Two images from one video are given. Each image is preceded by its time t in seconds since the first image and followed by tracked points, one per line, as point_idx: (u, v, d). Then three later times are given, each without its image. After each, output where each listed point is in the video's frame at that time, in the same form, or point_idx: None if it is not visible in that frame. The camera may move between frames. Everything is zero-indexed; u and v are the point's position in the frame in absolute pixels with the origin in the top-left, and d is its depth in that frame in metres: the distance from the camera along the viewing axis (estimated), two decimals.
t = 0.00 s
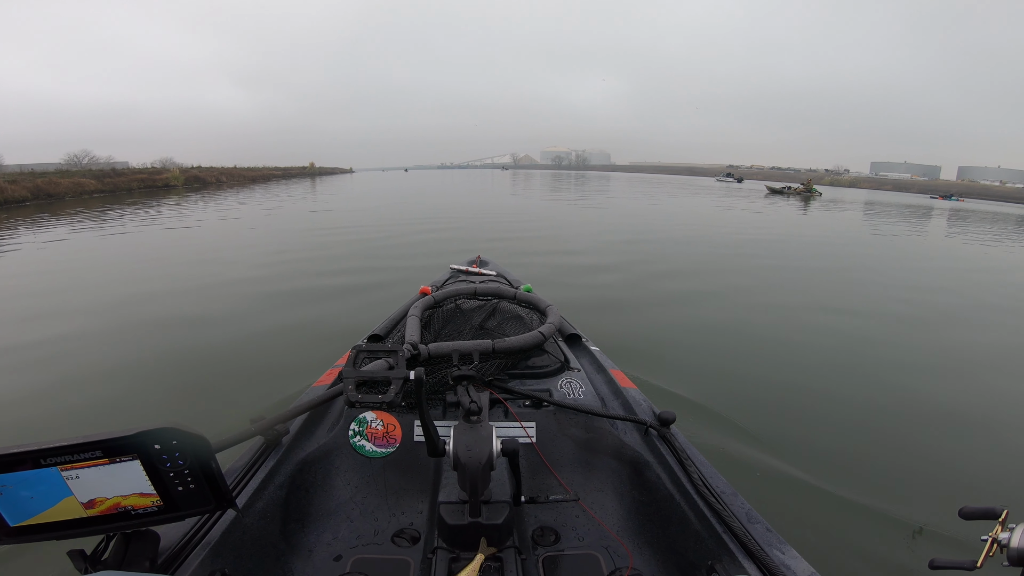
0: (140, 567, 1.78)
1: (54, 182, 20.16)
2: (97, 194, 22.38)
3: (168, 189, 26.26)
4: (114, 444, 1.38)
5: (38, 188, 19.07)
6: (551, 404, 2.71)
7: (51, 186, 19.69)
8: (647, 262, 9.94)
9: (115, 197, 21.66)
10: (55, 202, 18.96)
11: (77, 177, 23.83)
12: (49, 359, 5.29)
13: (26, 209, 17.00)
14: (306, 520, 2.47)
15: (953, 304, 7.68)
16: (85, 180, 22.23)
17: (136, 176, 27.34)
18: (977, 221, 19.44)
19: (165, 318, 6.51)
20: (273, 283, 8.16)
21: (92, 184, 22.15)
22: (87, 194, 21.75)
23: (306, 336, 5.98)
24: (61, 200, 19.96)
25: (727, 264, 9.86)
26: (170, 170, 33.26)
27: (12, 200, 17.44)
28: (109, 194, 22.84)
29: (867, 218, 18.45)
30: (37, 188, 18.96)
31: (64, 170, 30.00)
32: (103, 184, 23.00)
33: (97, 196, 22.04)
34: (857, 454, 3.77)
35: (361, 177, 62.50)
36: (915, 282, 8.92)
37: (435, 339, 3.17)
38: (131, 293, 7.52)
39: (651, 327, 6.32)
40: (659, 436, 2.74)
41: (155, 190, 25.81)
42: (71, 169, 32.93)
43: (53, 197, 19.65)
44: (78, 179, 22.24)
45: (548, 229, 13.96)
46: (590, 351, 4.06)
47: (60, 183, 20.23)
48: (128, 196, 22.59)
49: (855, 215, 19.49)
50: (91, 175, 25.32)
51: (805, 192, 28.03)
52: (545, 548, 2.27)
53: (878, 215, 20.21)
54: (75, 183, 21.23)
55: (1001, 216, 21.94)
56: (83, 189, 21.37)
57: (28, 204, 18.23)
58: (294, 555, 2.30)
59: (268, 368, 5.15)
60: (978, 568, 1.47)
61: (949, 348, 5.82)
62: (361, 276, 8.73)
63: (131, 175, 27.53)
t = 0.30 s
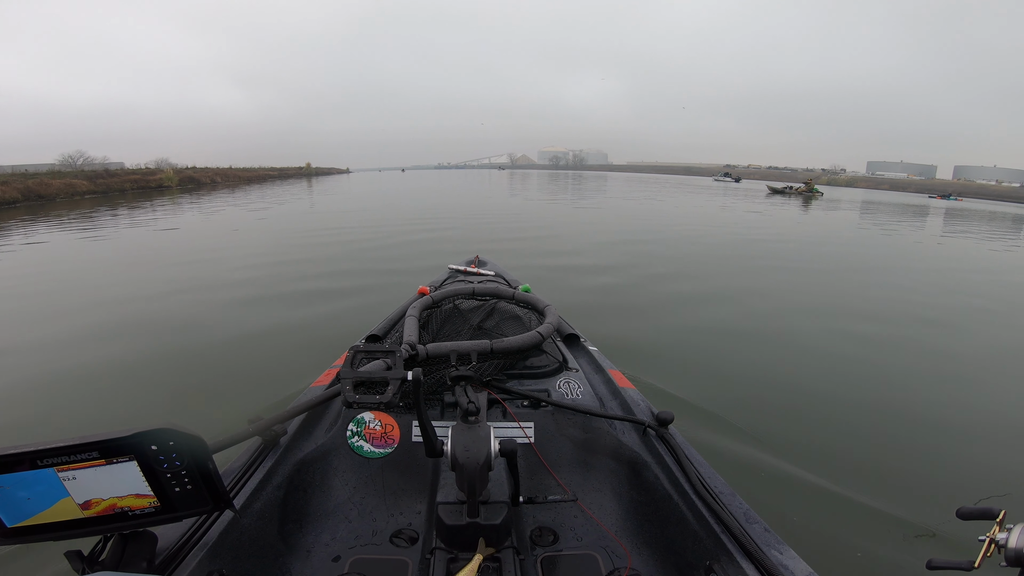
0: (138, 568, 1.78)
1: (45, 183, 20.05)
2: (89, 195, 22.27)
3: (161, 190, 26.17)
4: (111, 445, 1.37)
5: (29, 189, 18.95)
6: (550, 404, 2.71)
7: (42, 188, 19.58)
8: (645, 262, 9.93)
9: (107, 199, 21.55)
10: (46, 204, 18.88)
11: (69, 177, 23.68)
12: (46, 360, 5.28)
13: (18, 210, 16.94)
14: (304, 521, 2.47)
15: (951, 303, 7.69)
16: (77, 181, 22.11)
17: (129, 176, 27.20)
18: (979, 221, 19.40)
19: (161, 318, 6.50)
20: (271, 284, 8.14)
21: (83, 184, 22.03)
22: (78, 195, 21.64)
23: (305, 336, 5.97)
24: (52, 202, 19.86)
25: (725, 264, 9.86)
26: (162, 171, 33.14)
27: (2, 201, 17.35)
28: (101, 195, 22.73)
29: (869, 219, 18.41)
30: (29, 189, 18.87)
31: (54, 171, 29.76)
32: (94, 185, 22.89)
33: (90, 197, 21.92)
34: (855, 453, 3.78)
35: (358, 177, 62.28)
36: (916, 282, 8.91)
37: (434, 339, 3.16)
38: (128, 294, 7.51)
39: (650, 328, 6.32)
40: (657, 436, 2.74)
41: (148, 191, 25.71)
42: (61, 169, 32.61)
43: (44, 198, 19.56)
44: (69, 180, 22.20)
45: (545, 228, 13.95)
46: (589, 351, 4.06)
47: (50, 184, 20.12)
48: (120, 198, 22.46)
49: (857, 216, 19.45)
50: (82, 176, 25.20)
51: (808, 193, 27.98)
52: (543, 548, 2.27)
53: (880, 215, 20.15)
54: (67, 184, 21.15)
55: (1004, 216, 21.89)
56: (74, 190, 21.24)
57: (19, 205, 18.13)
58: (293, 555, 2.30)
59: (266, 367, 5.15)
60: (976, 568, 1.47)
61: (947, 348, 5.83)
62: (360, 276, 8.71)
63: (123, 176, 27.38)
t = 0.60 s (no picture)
0: (139, 569, 1.78)
1: (38, 184, 19.94)
2: (82, 196, 22.17)
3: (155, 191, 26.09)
4: (111, 445, 1.37)
5: (21, 189, 18.83)
6: (550, 404, 2.71)
7: (34, 189, 19.49)
8: (643, 262, 9.93)
9: (101, 199, 21.45)
10: (39, 205, 18.80)
11: (63, 178, 23.56)
12: (44, 361, 5.27)
13: (11, 211, 16.84)
14: (305, 521, 2.46)
15: (950, 303, 7.68)
16: (70, 182, 22.01)
17: (123, 176, 27.08)
18: (982, 220, 19.34)
19: (159, 319, 6.48)
20: (270, 284, 8.12)
21: (76, 185, 21.93)
22: (71, 195, 21.54)
23: (304, 337, 5.96)
24: (44, 203, 19.75)
25: (724, 263, 9.85)
26: (157, 171, 33.04)
27: None
28: (94, 196, 22.62)
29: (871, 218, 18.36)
30: (21, 190, 18.77)
31: (40, 171, 29.46)
32: (88, 185, 22.78)
33: (83, 198, 21.84)
34: (855, 452, 3.78)
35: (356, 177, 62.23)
36: (918, 282, 8.90)
37: (434, 339, 3.16)
38: (126, 295, 7.50)
39: (650, 327, 6.32)
40: (658, 435, 2.75)
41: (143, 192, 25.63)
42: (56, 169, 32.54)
43: (36, 199, 19.45)
44: (63, 180, 22.12)
45: (544, 228, 13.92)
46: (589, 351, 4.06)
47: (42, 185, 20.01)
48: (115, 198, 22.37)
49: (859, 215, 19.39)
50: (75, 176, 25.13)
51: (810, 193, 27.89)
52: (544, 547, 2.27)
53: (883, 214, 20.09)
54: (59, 184, 21.04)
55: (1007, 216, 21.82)
56: (67, 191, 21.14)
57: (11, 207, 18.03)
58: (294, 556, 2.30)
59: (266, 368, 5.14)
60: (978, 566, 1.47)
61: (946, 347, 5.83)
62: (360, 277, 8.70)
63: (118, 176, 27.27)
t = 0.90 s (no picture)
0: (141, 569, 1.78)
1: (31, 184, 19.80)
2: (75, 196, 22.07)
3: (149, 191, 25.99)
4: (112, 446, 1.37)
5: (13, 189, 18.71)
6: (550, 403, 2.72)
7: (27, 189, 19.38)
8: (642, 262, 9.92)
9: (96, 200, 21.40)
10: (32, 206, 18.70)
11: (56, 178, 23.44)
12: (42, 362, 5.26)
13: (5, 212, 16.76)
14: (306, 521, 2.47)
15: (948, 302, 7.70)
16: (63, 182, 21.91)
17: (117, 176, 26.98)
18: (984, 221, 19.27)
19: (158, 320, 6.47)
20: (269, 284, 8.11)
21: (69, 185, 21.83)
22: (64, 195, 21.46)
23: (303, 337, 5.95)
24: (37, 203, 19.63)
25: (722, 263, 9.85)
26: (153, 170, 32.92)
27: None
28: (87, 196, 22.53)
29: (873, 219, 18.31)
30: (14, 189, 18.67)
31: (35, 171, 29.34)
32: (81, 185, 22.67)
33: (77, 198, 21.78)
34: (855, 452, 3.79)
35: (354, 177, 62.13)
36: (920, 282, 8.87)
37: (434, 338, 3.16)
38: (125, 295, 7.48)
39: (650, 327, 6.32)
40: (658, 435, 2.75)
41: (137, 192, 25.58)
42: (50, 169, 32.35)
43: (29, 199, 19.33)
44: (56, 180, 22.00)
45: (542, 228, 13.91)
46: (589, 350, 4.07)
47: (35, 185, 19.89)
48: (108, 199, 22.27)
49: (861, 216, 19.33)
50: (69, 176, 25.05)
51: (813, 193, 27.76)
52: (545, 547, 2.27)
53: (886, 215, 20.01)
54: (52, 184, 20.92)
55: (1009, 216, 21.74)
56: (60, 191, 21.04)
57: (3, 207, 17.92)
58: (295, 556, 2.30)
59: (265, 368, 5.14)
60: (979, 565, 1.48)
61: (944, 347, 5.84)
62: (359, 277, 8.68)
63: (113, 176, 27.21)
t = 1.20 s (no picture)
0: (141, 569, 1.78)
1: (24, 184, 19.70)
2: (69, 196, 21.95)
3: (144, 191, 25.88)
4: (112, 445, 1.37)
5: (7, 189, 18.61)
6: (550, 403, 2.72)
7: (21, 188, 19.27)
8: (641, 262, 9.91)
9: (90, 200, 21.31)
10: (26, 206, 18.60)
11: (49, 178, 23.31)
12: (39, 362, 5.25)
13: None
14: (306, 521, 2.47)
15: (947, 303, 7.71)
16: (56, 182, 21.80)
17: (111, 176, 26.85)
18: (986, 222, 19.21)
19: (157, 320, 6.46)
20: (268, 284, 8.10)
21: (62, 185, 21.72)
22: (57, 195, 21.35)
23: (303, 337, 5.94)
24: (29, 203, 19.51)
25: (721, 264, 9.85)
26: (148, 170, 32.79)
27: None
28: (81, 196, 22.43)
29: (874, 219, 18.24)
30: (7, 189, 18.56)
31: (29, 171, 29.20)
32: (75, 185, 22.57)
33: (70, 198, 21.66)
34: (854, 452, 3.79)
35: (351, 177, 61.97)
36: (921, 283, 8.85)
37: (434, 338, 3.15)
38: (123, 295, 7.46)
39: (650, 327, 6.32)
40: (658, 434, 2.75)
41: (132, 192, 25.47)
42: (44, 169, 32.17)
43: (22, 199, 19.21)
44: (49, 180, 21.89)
45: (541, 228, 13.90)
46: (589, 350, 4.07)
47: (28, 185, 19.77)
48: (103, 198, 22.17)
49: (863, 216, 19.26)
50: (63, 175, 24.97)
51: (816, 193, 27.59)
52: (545, 546, 2.27)
53: (888, 215, 19.94)
54: (45, 184, 20.81)
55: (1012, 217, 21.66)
56: (53, 191, 20.94)
57: None
58: (295, 556, 2.30)
59: (264, 368, 5.13)
60: (979, 565, 1.48)
61: (944, 348, 5.84)
62: (358, 277, 8.66)
63: (106, 176, 27.06)
